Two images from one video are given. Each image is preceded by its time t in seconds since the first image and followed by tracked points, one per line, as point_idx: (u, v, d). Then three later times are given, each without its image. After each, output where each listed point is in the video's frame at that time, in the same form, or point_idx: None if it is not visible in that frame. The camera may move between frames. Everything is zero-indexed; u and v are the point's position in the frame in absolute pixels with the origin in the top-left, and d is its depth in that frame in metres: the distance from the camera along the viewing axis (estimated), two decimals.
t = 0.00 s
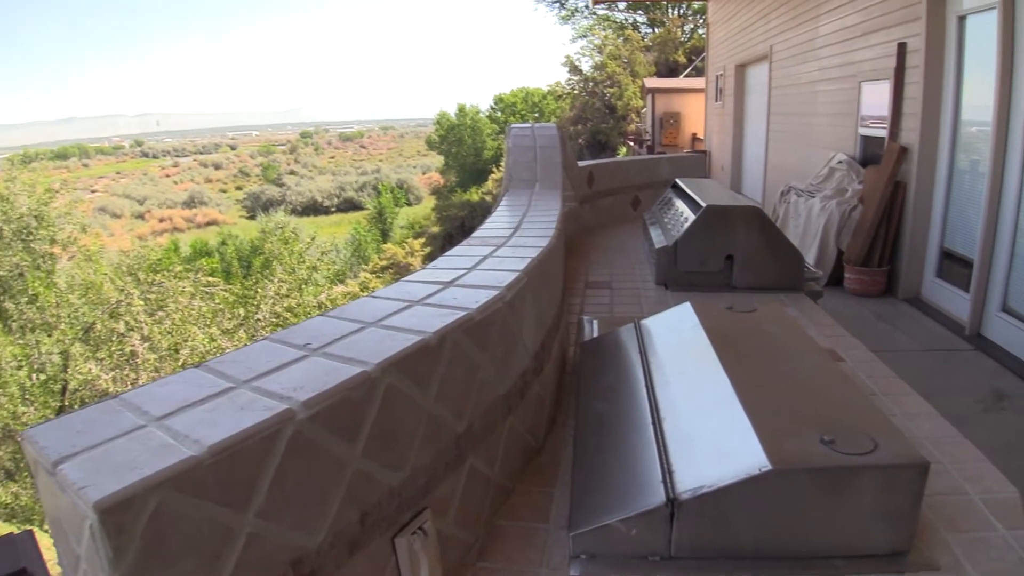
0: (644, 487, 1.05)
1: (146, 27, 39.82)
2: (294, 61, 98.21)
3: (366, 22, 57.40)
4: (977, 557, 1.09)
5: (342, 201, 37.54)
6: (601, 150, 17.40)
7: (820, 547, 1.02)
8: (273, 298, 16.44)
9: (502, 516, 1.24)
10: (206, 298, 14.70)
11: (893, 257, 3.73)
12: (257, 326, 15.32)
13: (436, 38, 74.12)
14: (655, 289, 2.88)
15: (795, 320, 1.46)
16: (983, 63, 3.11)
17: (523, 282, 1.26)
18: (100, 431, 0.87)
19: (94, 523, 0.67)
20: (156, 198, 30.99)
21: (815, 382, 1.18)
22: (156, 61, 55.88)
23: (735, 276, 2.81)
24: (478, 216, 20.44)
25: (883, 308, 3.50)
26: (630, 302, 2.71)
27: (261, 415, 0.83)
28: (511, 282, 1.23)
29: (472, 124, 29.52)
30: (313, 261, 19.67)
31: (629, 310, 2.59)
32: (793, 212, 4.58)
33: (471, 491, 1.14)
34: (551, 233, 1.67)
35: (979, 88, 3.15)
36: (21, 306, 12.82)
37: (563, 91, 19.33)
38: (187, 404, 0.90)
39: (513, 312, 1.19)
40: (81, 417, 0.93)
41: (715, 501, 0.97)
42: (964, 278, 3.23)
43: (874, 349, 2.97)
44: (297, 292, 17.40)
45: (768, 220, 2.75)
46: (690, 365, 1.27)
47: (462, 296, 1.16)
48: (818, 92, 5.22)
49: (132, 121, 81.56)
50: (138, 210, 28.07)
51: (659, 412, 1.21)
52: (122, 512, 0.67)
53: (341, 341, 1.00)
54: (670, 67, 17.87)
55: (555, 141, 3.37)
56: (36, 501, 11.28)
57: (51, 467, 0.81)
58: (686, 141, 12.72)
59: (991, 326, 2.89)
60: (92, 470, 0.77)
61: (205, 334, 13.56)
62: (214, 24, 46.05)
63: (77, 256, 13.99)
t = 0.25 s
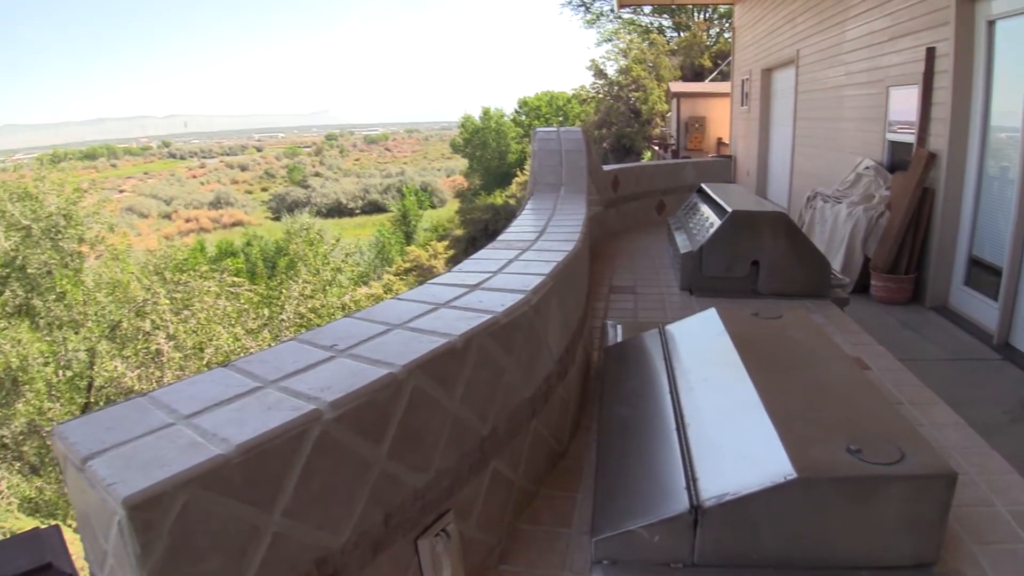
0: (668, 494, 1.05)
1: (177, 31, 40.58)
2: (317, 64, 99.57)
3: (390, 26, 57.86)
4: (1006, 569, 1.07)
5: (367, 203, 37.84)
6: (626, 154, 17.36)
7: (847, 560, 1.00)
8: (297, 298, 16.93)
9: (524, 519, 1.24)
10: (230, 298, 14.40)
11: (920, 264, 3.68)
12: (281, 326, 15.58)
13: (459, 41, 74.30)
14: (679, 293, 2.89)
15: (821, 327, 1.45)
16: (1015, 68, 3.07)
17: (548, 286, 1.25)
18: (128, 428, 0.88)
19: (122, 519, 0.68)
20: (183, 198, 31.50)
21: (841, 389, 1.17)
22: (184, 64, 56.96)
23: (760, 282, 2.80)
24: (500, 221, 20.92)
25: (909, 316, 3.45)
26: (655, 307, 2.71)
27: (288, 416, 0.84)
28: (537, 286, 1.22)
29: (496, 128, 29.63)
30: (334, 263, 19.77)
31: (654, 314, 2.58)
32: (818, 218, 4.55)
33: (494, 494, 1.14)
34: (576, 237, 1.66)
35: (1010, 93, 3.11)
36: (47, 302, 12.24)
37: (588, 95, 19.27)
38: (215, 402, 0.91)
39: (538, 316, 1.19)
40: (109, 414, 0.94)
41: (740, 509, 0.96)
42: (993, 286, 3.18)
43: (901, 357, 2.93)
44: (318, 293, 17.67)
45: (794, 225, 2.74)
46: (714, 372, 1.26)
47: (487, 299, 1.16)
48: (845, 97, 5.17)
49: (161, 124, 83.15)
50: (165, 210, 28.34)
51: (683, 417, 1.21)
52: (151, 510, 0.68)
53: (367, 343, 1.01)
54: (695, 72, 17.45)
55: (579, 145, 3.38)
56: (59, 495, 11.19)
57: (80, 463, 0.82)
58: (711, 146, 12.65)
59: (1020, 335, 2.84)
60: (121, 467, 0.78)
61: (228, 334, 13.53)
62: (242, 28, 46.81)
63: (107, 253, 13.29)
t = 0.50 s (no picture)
0: (689, 499, 1.05)
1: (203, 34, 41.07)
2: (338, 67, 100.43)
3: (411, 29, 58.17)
4: None
5: (388, 205, 37.94)
6: (648, 157, 17.61)
7: (872, 571, 0.99)
8: (319, 300, 15.99)
9: (544, 523, 1.24)
10: (253, 298, 13.74)
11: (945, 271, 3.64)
12: (303, 326, 14.88)
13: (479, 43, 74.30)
14: (701, 299, 2.89)
15: (844, 333, 1.44)
16: None
17: (570, 290, 1.25)
18: (154, 426, 0.89)
19: (146, 517, 0.69)
20: (207, 198, 31.80)
21: (864, 396, 1.15)
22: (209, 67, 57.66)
23: (782, 287, 2.79)
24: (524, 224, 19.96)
25: (933, 322, 3.42)
26: (676, 312, 2.71)
27: (312, 415, 0.84)
28: (560, 289, 1.22)
29: (518, 130, 29.33)
30: (359, 265, 19.43)
31: (674, 320, 2.58)
32: (841, 223, 4.52)
33: (514, 498, 1.14)
34: (598, 240, 1.66)
35: None
36: (71, 300, 11.63)
37: (610, 98, 19.08)
38: (239, 401, 0.92)
39: (561, 320, 1.19)
40: (134, 411, 0.95)
41: (763, 515, 0.95)
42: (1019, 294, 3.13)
43: (925, 365, 2.90)
44: (341, 295, 16.91)
45: (818, 230, 2.71)
46: (737, 377, 1.26)
47: (510, 301, 1.16)
48: (869, 102, 5.13)
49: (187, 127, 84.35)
50: (189, 210, 28.47)
51: (705, 421, 1.20)
52: (175, 506, 0.69)
53: (390, 345, 1.01)
54: (718, 75, 17.46)
55: (601, 149, 3.40)
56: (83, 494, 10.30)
57: (106, 459, 0.83)
58: (733, 150, 12.62)
59: None
60: (145, 464, 0.79)
61: (254, 334, 12.75)
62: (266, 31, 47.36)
63: (131, 252, 12.69)
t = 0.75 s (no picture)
0: (709, 509, 1.04)
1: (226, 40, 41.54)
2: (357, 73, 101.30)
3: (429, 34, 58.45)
4: None
5: (408, 210, 38.06)
6: (668, 163, 17.20)
7: None
8: (338, 303, 15.98)
9: (562, 530, 1.23)
10: (272, 302, 13.91)
11: (968, 279, 3.60)
12: (322, 330, 15.04)
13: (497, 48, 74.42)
14: (722, 307, 2.89)
15: (865, 341, 1.43)
16: None
17: (591, 296, 1.25)
18: (178, 427, 0.90)
19: (169, 517, 0.69)
20: (229, 202, 32.09)
21: (885, 407, 1.14)
22: (231, 72, 58.37)
23: (803, 296, 2.77)
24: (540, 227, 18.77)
25: (957, 332, 3.38)
26: (695, 320, 2.71)
27: (334, 419, 0.85)
28: (580, 295, 1.22)
29: (538, 137, 29.46)
30: (377, 269, 19.59)
31: (696, 327, 2.58)
32: (864, 231, 4.49)
33: (533, 505, 1.13)
34: (618, 247, 1.65)
35: None
36: (93, 300, 11.70)
37: (629, 104, 18.93)
38: (261, 404, 0.92)
39: (581, 326, 1.18)
40: (156, 412, 0.96)
41: (784, 524, 0.94)
42: None
43: (949, 374, 2.86)
44: (360, 299, 17.04)
45: (839, 237, 2.69)
46: (758, 385, 1.25)
47: (531, 307, 1.16)
48: (892, 109, 5.08)
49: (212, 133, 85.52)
50: (209, 213, 28.63)
51: (726, 430, 1.20)
52: (198, 507, 0.69)
53: (412, 349, 1.02)
54: (738, 81, 17.39)
55: (623, 155, 3.41)
56: (102, 495, 10.07)
57: (130, 459, 0.84)
58: (753, 156, 12.58)
59: None
60: (168, 466, 0.79)
61: (272, 336, 12.68)
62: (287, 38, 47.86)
63: (152, 255, 12.81)
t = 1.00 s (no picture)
0: (729, 519, 1.03)
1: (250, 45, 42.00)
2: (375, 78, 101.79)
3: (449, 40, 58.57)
4: None
5: (428, 215, 38.06)
6: (688, 170, 17.02)
7: None
8: (357, 307, 16.23)
9: (582, 536, 1.23)
10: (293, 306, 13.73)
11: (991, 288, 3.58)
12: (341, 334, 14.98)
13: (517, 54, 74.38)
14: (742, 314, 2.95)
15: (889, 350, 1.41)
16: None
17: (612, 302, 1.25)
18: (202, 428, 0.91)
19: (193, 518, 0.70)
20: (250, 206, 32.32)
21: (907, 418, 1.12)
22: (253, 77, 58.92)
23: (826, 304, 2.76)
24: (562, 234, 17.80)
25: (981, 342, 3.34)
26: (716, 329, 2.72)
27: (357, 423, 0.85)
28: (602, 302, 1.22)
29: (558, 141, 29.07)
30: (398, 274, 19.41)
31: (716, 335, 2.64)
32: (886, 238, 4.49)
33: (552, 511, 1.13)
34: (639, 254, 1.66)
35: None
36: (116, 302, 11.50)
37: (650, 110, 18.84)
38: (285, 407, 0.93)
39: (602, 333, 1.18)
40: (180, 413, 0.97)
41: (805, 536, 0.92)
42: None
43: (973, 385, 2.83)
44: (377, 302, 17.02)
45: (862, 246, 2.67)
46: (780, 395, 1.24)
47: (553, 313, 1.16)
48: (914, 115, 5.04)
49: (235, 138, 86.37)
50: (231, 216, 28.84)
51: (747, 438, 1.19)
52: (223, 508, 0.70)
53: (434, 354, 1.02)
54: (760, 87, 17.66)
55: (644, 162, 3.44)
56: (123, 494, 10.22)
57: (154, 460, 0.85)
58: (775, 162, 12.51)
59: None
60: (191, 466, 0.80)
61: (292, 340, 12.63)
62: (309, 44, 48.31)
63: (174, 257, 12.65)
